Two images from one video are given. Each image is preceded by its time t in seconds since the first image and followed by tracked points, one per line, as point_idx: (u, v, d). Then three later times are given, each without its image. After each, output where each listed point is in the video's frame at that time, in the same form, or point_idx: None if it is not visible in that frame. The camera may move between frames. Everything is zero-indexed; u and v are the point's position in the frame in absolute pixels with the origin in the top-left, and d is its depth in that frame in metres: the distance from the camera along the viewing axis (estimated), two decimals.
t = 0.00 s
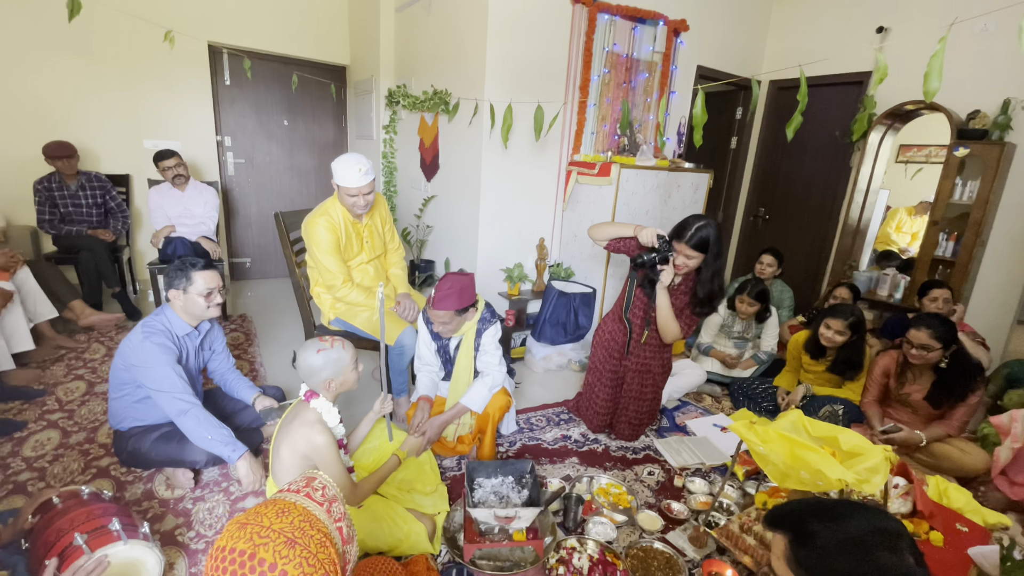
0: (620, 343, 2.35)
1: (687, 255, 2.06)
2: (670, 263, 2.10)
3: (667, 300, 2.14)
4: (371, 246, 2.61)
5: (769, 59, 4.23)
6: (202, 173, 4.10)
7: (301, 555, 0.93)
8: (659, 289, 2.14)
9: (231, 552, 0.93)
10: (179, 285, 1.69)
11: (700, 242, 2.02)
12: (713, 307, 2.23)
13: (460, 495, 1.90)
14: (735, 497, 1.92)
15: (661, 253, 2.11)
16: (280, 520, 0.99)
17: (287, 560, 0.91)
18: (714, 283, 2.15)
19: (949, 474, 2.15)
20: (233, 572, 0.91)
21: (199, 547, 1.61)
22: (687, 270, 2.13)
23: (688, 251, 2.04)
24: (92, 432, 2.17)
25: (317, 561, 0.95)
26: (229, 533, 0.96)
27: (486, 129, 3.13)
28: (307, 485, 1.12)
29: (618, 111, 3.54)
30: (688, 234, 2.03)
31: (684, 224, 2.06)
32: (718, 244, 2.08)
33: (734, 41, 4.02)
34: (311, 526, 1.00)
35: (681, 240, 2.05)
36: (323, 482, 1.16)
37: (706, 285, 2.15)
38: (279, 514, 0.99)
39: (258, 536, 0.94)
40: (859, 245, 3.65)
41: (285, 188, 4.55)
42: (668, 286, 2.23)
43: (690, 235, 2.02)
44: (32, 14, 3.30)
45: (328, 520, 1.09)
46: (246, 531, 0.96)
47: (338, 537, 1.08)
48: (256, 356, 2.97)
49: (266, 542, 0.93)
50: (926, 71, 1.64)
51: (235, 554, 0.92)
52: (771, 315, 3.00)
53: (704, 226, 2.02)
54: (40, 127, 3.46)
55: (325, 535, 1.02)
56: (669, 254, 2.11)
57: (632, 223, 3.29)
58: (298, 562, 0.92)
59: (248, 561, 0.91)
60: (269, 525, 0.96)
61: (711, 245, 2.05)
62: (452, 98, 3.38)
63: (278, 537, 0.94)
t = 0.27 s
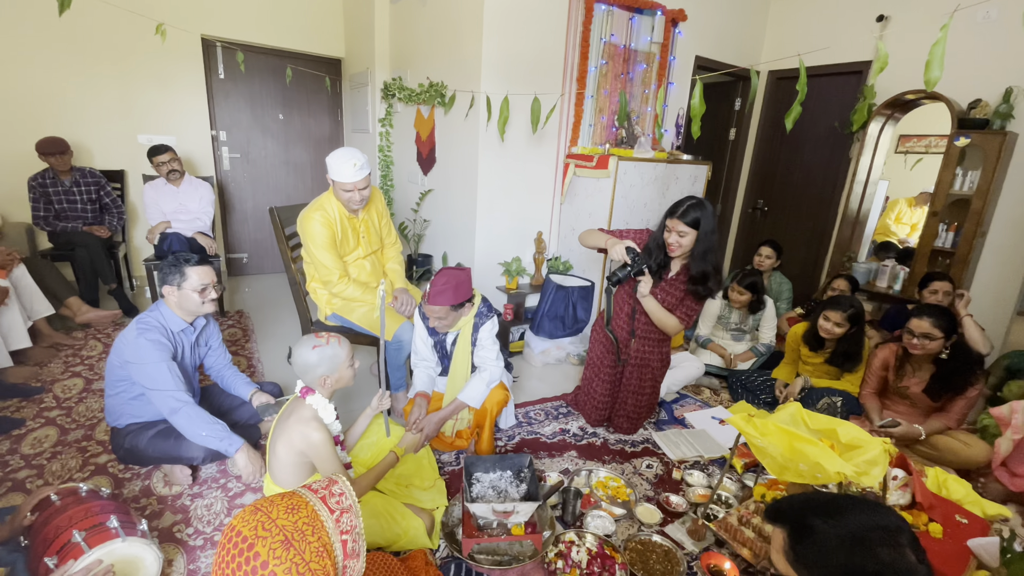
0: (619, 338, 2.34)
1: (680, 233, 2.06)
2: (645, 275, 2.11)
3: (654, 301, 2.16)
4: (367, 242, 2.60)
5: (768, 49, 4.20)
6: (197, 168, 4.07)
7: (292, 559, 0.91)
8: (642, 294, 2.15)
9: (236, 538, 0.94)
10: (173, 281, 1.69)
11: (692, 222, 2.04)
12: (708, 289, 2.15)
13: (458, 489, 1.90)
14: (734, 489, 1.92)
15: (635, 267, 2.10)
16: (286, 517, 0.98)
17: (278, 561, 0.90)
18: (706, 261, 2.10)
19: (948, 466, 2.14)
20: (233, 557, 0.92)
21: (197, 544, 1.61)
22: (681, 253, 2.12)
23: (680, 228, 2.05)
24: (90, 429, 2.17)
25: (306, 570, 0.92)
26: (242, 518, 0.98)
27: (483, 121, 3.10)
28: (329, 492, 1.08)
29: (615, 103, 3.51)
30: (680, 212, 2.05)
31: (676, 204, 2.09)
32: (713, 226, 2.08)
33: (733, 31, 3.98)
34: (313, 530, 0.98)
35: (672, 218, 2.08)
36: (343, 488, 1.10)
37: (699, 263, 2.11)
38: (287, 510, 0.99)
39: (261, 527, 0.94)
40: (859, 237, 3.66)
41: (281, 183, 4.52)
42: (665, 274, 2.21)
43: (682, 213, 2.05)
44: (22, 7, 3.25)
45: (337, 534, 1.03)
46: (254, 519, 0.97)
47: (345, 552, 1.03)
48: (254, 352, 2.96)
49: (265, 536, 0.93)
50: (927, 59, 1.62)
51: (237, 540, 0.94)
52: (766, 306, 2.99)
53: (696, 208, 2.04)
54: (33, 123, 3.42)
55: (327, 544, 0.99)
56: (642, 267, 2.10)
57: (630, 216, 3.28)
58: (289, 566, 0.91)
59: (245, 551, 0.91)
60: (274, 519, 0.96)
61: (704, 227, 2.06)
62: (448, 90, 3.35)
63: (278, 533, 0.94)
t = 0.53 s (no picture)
0: (629, 327, 2.33)
1: (687, 220, 2.05)
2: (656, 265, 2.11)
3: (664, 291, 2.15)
4: (376, 234, 2.62)
5: (778, 33, 4.14)
6: (207, 164, 4.11)
7: (328, 528, 0.94)
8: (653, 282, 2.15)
9: (269, 509, 0.94)
10: (174, 272, 1.74)
11: (700, 209, 2.02)
12: (715, 276, 2.15)
13: (469, 478, 1.92)
14: (745, 478, 1.92)
15: (646, 257, 2.09)
16: (317, 491, 1.00)
17: (316, 529, 0.92)
18: (714, 247, 2.09)
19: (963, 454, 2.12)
20: (266, 527, 0.92)
21: (215, 531, 1.65)
22: (688, 240, 2.11)
23: (686, 215, 2.03)
24: (109, 421, 2.22)
25: (340, 540, 0.95)
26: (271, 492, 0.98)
27: (490, 112, 3.09)
28: (349, 471, 1.11)
29: (623, 90, 3.47)
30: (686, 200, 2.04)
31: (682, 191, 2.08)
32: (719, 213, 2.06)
33: (742, 16, 3.92)
34: (342, 504, 1.01)
35: (678, 205, 2.06)
36: (365, 469, 1.15)
37: (705, 250, 2.10)
38: (317, 484, 1.01)
39: (297, 498, 0.95)
40: (872, 225, 3.57)
41: (290, 177, 4.55)
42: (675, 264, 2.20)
43: (688, 200, 2.03)
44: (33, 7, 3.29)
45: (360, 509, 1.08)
46: (286, 492, 0.97)
47: (366, 527, 1.06)
48: (267, 345, 3.01)
49: (301, 506, 0.94)
50: (941, 39, 1.58)
51: (271, 511, 0.94)
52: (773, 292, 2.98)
53: (702, 194, 2.02)
54: (46, 122, 3.47)
55: (354, 518, 1.02)
56: (653, 257, 2.10)
57: (639, 205, 3.26)
58: (324, 534, 0.93)
59: (282, 519, 0.92)
60: (307, 492, 0.98)
61: (711, 214, 2.04)
62: (454, 81, 3.34)
63: (313, 503, 0.95)
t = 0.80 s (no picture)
0: (636, 321, 2.33)
1: (693, 213, 2.05)
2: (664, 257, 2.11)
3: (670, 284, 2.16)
4: (384, 232, 2.65)
5: (784, 23, 4.11)
6: (217, 167, 4.16)
7: (344, 517, 0.96)
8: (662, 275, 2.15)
9: (285, 502, 0.96)
10: (165, 269, 1.78)
11: (706, 203, 2.02)
12: (722, 268, 2.16)
13: (480, 472, 1.94)
14: (755, 469, 1.92)
15: (653, 250, 2.08)
16: (330, 482, 1.02)
17: (332, 519, 0.95)
18: (720, 240, 2.09)
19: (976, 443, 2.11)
20: (283, 519, 0.95)
21: (232, 526, 1.68)
22: (695, 233, 2.10)
23: (693, 208, 2.03)
24: (127, 420, 2.27)
25: (355, 527, 0.97)
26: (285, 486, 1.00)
27: (495, 109, 3.11)
28: (360, 460, 1.14)
29: (628, 85, 3.46)
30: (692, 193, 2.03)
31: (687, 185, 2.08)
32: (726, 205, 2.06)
33: (747, 6, 3.89)
34: (356, 493, 1.03)
35: (684, 199, 2.06)
36: (375, 458, 1.18)
37: (712, 243, 2.09)
38: (330, 476, 1.03)
39: (311, 491, 0.97)
40: (883, 215, 3.54)
41: (298, 179, 4.59)
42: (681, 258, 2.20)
43: (694, 193, 2.03)
44: (44, 15, 3.35)
45: (373, 495, 1.10)
46: (300, 485, 0.99)
47: (380, 512, 1.09)
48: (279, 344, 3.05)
49: (316, 497, 0.97)
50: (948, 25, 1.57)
51: (287, 504, 0.96)
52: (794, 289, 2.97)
53: (708, 187, 2.02)
54: (60, 129, 3.54)
55: (368, 505, 1.04)
56: (661, 250, 2.09)
57: (645, 199, 3.26)
58: (341, 523, 0.95)
59: (298, 511, 0.94)
60: (321, 484, 1.00)
61: (717, 207, 2.04)
62: (459, 80, 3.36)
63: (327, 494, 0.98)
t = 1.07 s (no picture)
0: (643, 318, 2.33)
1: (700, 207, 2.03)
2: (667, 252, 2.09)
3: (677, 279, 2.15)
4: (387, 231, 2.66)
5: (787, 17, 4.09)
6: (222, 170, 4.19)
7: (354, 508, 0.99)
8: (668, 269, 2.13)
9: (290, 505, 0.96)
10: (158, 270, 1.83)
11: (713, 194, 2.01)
12: (730, 262, 2.13)
13: (486, 470, 1.94)
14: (761, 465, 1.91)
15: (656, 245, 2.08)
16: (332, 479, 1.04)
17: (343, 511, 0.97)
18: (728, 233, 2.07)
19: (985, 438, 2.09)
20: (292, 522, 0.95)
21: (241, 526, 1.69)
22: (701, 227, 2.08)
23: (699, 201, 2.02)
24: (136, 422, 2.29)
25: (365, 517, 1.00)
26: (285, 491, 1.00)
27: (497, 108, 3.11)
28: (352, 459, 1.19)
29: (630, 82, 3.45)
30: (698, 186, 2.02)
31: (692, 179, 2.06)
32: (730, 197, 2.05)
33: (749, 1, 3.88)
34: (358, 486, 1.06)
35: (692, 191, 2.05)
36: (366, 450, 1.26)
37: (720, 235, 2.08)
38: (330, 474, 1.05)
39: (316, 490, 0.99)
40: (889, 210, 3.49)
41: (303, 181, 4.62)
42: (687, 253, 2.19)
43: (700, 187, 2.02)
44: (50, 23, 3.38)
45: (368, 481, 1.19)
46: (302, 488, 1.00)
47: (380, 502, 1.13)
48: (285, 346, 3.07)
49: (322, 495, 0.98)
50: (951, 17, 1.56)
51: (294, 507, 0.96)
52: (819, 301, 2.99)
53: (715, 179, 2.00)
54: (67, 135, 3.58)
55: (371, 496, 1.07)
56: (664, 245, 2.09)
57: (649, 196, 3.25)
58: (352, 514, 0.98)
59: (308, 511, 0.95)
60: (323, 482, 1.01)
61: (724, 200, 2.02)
62: (461, 80, 3.37)
63: (333, 491, 0.99)
